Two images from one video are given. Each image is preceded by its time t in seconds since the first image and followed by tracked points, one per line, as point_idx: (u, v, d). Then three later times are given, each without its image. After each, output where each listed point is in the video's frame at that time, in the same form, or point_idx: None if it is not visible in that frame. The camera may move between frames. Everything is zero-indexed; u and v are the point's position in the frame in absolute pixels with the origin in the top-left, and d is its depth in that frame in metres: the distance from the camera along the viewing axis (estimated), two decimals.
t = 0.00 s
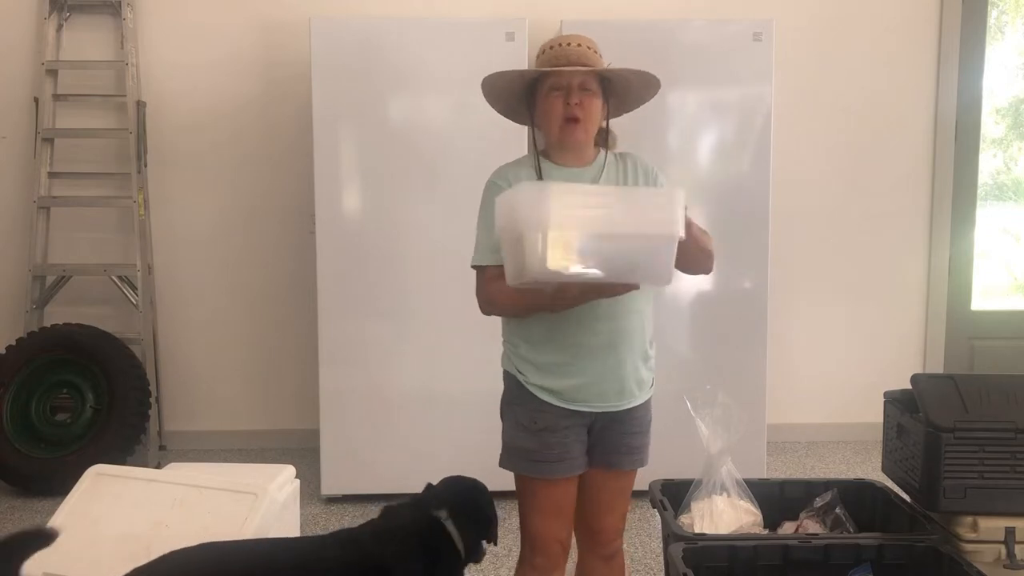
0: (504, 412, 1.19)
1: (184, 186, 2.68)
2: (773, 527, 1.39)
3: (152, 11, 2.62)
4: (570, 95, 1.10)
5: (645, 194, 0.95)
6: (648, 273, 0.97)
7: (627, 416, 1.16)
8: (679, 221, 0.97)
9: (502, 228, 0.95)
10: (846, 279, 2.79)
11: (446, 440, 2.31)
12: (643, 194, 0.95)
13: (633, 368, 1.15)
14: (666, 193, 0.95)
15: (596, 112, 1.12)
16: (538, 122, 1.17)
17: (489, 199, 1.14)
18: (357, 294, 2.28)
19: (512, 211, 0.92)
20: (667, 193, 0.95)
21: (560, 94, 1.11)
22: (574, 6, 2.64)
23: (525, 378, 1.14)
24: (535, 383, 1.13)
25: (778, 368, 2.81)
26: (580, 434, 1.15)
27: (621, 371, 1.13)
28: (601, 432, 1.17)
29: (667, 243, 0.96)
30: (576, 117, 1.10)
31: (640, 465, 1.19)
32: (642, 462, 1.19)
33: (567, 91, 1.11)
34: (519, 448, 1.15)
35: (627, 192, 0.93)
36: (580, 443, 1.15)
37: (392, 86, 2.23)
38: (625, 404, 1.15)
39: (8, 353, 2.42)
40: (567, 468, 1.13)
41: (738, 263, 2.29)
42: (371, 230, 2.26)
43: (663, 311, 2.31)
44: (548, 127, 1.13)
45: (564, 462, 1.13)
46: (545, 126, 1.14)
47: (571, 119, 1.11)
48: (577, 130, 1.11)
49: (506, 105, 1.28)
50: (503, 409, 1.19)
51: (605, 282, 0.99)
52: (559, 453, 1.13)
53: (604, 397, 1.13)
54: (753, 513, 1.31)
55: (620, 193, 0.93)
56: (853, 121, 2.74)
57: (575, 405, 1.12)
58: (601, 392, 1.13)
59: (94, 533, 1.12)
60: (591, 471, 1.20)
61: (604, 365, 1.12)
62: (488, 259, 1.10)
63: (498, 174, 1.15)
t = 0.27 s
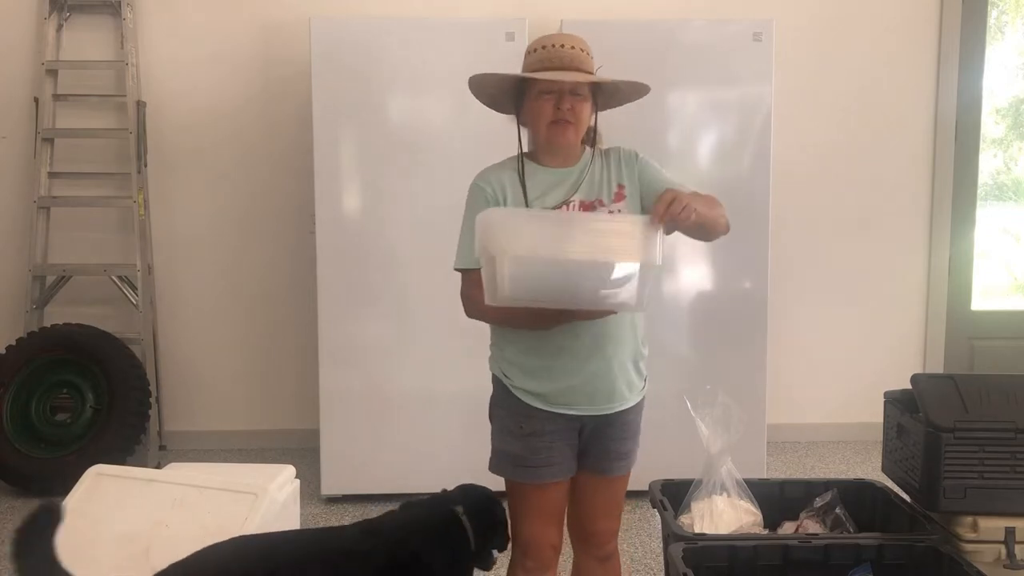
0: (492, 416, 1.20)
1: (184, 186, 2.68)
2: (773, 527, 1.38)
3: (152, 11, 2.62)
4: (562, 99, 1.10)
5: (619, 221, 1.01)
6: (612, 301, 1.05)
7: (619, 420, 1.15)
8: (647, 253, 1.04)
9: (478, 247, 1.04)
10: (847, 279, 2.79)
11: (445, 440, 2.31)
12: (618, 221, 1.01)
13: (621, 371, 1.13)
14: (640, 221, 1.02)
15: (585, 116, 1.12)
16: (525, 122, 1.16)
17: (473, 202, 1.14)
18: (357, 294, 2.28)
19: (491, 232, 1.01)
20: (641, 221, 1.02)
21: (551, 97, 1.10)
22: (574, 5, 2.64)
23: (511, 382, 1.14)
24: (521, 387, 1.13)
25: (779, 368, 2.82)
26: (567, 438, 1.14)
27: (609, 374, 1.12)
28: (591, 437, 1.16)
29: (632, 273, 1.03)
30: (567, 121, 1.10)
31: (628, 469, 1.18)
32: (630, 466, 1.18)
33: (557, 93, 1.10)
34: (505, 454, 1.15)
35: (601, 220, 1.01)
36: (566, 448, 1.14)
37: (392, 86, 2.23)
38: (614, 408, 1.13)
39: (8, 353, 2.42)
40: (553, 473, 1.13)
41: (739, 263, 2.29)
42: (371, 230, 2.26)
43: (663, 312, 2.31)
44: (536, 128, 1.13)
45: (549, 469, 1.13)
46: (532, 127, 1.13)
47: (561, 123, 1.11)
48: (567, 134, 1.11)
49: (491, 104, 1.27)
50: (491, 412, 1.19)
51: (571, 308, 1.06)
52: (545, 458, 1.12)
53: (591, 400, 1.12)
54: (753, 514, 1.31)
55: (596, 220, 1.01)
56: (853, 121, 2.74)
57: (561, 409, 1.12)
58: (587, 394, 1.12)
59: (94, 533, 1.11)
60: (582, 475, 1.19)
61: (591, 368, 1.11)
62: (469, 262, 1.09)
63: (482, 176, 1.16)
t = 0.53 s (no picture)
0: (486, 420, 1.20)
1: (184, 186, 2.68)
2: (773, 527, 1.38)
3: (152, 11, 2.62)
4: (557, 102, 1.10)
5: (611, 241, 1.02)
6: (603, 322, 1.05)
7: (615, 422, 1.15)
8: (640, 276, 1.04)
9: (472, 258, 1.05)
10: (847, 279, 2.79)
11: (445, 440, 2.31)
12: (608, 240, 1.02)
13: (615, 375, 1.13)
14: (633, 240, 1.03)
15: (579, 119, 1.12)
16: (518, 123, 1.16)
17: (465, 205, 1.14)
18: (357, 294, 2.28)
19: (485, 245, 1.02)
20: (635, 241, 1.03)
21: (545, 100, 1.10)
22: (574, 5, 2.64)
23: (504, 385, 1.14)
24: (514, 390, 1.13)
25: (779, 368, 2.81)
26: (562, 441, 1.14)
27: (602, 378, 1.12)
28: (585, 440, 1.16)
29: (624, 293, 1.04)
30: (561, 124, 1.11)
31: (624, 473, 1.17)
32: (626, 469, 1.18)
33: (550, 96, 1.10)
34: (498, 458, 1.15)
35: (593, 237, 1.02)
36: (561, 452, 1.14)
37: (392, 86, 2.23)
38: (608, 411, 1.13)
39: (8, 353, 2.42)
40: (548, 476, 1.13)
41: (739, 263, 2.29)
42: (371, 230, 2.26)
43: (663, 312, 2.31)
44: (530, 130, 1.13)
45: (542, 472, 1.13)
46: (525, 129, 1.14)
47: (554, 126, 1.11)
48: (560, 138, 1.11)
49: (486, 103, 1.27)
50: (485, 415, 1.19)
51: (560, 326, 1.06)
52: (538, 462, 1.13)
53: (584, 404, 1.12)
54: (753, 513, 1.31)
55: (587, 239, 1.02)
56: (853, 121, 2.74)
57: (554, 412, 1.12)
58: (581, 397, 1.11)
59: (95, 533, 1.11)
60: (577, 479, 1.19)
61: (583, 372, 1.11)
62: (462, 265, 1.11)
63: (473, 178, 1.15)
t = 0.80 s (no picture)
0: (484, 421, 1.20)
1: (184, 186, 2.68)
2: (773, 527, 1.38)
3: (152, 11, 2.62)
4: (555, 103, 1.10)
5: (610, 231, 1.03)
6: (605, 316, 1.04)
7: (614, 422, 1.15)
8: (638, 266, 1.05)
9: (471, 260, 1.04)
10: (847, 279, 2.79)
11: (445, 440, 2.31)
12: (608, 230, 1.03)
13: (614, 376, 1.13)
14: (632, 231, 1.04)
15: (577, 120, 1.13)
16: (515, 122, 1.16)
17: (462, 206, 1.14)
18: (357, 294, 2.28)
19: (484, 242, 1.02)
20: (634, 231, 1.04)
21: (544, 101, 1.10)
22: (574, 5, 2.64)
23: (502, 388, 1.14)
24: (513, 393, 1.13)
25: (779, 368, 2.82)
26: (560, 443, 1.14)
27: (601, 379, 1.12)
28: (584, 442, 1.16)
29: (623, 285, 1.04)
30: (560, 125, 1.11)
31: (622, 475, 1.17)
32: (624, 471, 1.18)
33: (548, 96, 1.10)
34: (497, 460, 1.15)
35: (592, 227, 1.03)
36: (559, 453, 1.14)
37: (392, 86, 2.23)
38: (606, 412, 1.13)
39: (8, 353, 2.42)
40: (546, 478, 1.13)
41: (739, 263, 2.29)
42: (371, 230, 2.26)
43: (663, 312, 2.30)
44: (527, 130, 1.13)
45: (540, 473, 1.13)
46: (522, 129, 1.13)
47: (552, 127, 1.11)
48: (558, 139, 1.11)
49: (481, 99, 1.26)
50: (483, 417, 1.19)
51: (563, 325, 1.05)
52: (537, 463, 1.12)
53: (583, 405, 1.12)
54: (753, 513, 1.31)
55: (587, 230, 1.02)
56: (853, 121, 2.74)
57: (554, 414, 1.12)
58: (580, 399, 1.11)
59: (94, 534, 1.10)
60: (575, 480, 1.19)
61: (582, 374, 1.11)
62: (460, 267, 1.11)
63: (470, 179, 1.15)
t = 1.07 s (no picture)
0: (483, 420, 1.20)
1: (184, 186, 2.68)
2: (773, 527, 1.39)
3: (152, 11, 2.62)
4: (554, 103, 1.10)
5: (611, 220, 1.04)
6: (610, 307, 1.04)
7: (614, 422, 1.15)
8: (641, 257, 1.05)
9: (473, 256, 1.04)
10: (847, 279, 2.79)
11: (445, 440, 2.32)
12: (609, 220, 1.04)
13: (614, 376, 1.13)
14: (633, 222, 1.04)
15: (576, 120, 1.13)
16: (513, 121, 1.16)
17: (461, 206, 1.14)
18: (357, 294, 2.28)
19: (486, 238, 1.02)
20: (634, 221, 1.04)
21: (543, 101, 1.10)
22: (573, 5, 2.64)
23: (502, 388, 1.14)
24: (513, 393, 1.13)
25: (779, 368, 2.82)
26: (560, 443, 1.14)
27: (601, 379, 1.12)
28: (584, 442, 1.16)
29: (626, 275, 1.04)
30: (559, 125, 1.11)
31: (622, 474, 1.18)
32: (623, 470, 1.18)
33: (547, 97, 1.10)
34: (497, 461, 1.15)
35: (592, 217, 1.03)
36: (559, 454, 1.14)
37: (392, 86, 2.23)
38: (606, 412, 1.13)
39: (7, 354, 2.42)
40: (546, 479, 1.13)
41: (739, 263, 2.29)
42: (371, 230, 2.26)
43: (663, 312, 2.30)
44: (526, 130, 1.13)
45: (540, 473, 1.13)
46: (521, 129, 1.13)
47: (551, 127, 1.11)
48: (557, 139, 1.11)
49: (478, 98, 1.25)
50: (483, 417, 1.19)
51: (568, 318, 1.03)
52: (537, 464, 1.13)
53: (583, 405, 1.12)
54: (753, 513, 1.31)
55: (587, 221, 1.03)
56: (853, 121, 2.74)
57: (555, 414, 1.12)
58: (581, 399, 1.11)
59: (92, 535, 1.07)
60: (575, 479, 1.19)
61: (583, 374, 1.11)
62: (460, 267, 1.12)
63: (468, 179, 1.15)
